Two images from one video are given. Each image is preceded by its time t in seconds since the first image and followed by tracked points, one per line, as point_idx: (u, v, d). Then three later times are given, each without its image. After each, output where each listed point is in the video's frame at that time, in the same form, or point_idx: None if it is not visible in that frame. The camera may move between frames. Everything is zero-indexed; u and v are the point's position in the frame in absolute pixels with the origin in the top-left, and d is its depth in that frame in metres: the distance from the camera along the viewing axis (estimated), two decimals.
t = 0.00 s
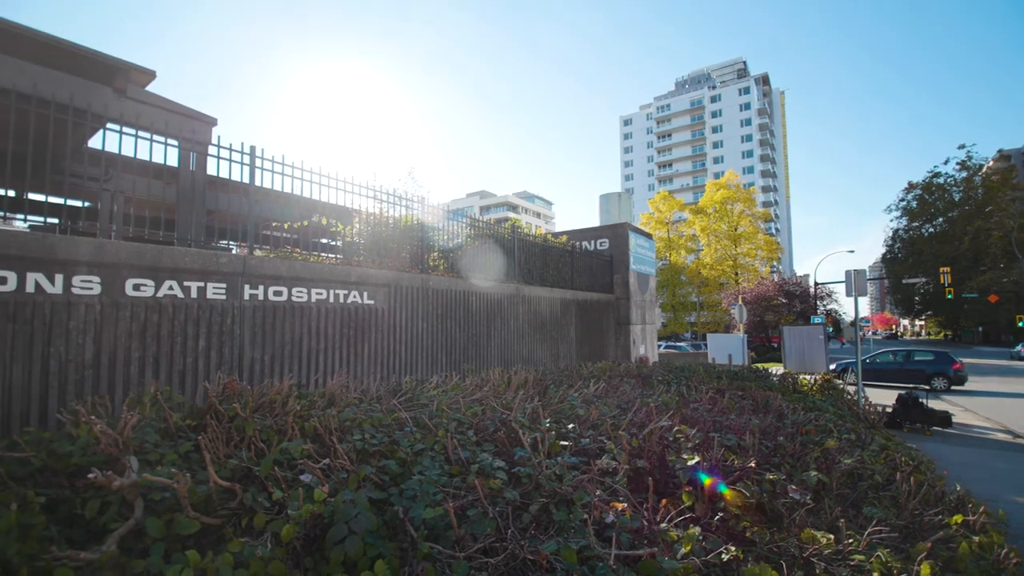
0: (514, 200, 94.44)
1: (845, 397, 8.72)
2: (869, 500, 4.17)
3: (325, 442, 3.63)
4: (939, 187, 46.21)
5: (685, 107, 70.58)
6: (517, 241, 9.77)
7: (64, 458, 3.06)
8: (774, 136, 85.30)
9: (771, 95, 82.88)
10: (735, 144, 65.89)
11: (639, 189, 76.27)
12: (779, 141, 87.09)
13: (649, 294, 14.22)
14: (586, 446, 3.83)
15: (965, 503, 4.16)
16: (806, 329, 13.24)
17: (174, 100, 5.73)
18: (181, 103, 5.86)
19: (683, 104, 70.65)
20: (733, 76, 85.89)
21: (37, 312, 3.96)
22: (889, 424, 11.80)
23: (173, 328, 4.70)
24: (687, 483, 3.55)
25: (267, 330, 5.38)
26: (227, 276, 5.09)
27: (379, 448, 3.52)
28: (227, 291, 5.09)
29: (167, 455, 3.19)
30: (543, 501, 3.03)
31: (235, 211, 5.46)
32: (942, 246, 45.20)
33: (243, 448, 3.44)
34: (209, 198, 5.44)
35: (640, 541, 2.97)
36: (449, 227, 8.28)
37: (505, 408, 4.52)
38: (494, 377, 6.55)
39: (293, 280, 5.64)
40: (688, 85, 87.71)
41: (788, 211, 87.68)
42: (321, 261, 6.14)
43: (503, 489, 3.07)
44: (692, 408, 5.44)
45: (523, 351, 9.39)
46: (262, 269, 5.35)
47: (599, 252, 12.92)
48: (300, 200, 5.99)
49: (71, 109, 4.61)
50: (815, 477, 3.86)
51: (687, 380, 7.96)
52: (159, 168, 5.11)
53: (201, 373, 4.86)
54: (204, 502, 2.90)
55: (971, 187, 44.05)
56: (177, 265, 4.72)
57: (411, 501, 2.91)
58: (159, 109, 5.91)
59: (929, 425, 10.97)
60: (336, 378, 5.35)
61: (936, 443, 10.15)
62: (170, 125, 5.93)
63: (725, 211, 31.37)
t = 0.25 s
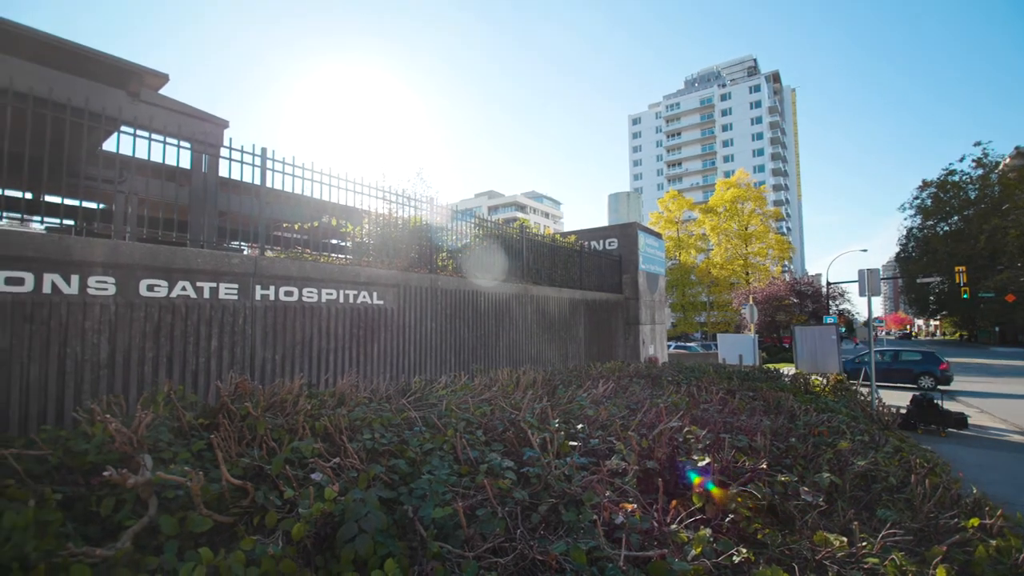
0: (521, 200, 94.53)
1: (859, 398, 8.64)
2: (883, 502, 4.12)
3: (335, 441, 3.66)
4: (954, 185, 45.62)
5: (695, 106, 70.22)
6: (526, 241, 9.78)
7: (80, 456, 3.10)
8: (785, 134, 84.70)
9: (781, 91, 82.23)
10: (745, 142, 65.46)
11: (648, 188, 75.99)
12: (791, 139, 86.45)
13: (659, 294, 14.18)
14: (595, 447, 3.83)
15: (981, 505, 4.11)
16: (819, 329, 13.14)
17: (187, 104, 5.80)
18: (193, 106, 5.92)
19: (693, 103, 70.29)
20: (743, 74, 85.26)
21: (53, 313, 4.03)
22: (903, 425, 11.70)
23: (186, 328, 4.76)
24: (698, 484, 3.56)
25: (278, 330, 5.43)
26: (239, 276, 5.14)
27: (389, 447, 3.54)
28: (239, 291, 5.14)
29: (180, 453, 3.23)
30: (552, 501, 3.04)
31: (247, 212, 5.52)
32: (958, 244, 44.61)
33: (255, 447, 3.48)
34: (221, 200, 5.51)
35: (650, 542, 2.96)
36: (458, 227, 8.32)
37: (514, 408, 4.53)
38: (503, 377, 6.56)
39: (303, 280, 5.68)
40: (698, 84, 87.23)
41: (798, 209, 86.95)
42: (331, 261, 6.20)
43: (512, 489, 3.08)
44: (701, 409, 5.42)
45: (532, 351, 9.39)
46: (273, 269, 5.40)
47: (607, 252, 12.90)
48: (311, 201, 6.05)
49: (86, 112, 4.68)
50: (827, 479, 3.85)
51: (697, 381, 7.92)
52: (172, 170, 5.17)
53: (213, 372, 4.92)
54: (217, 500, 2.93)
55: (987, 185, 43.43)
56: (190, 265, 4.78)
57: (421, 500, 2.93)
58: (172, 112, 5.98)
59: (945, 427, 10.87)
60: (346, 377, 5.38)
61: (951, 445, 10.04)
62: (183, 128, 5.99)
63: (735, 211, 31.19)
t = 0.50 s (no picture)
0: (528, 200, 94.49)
1: (871, 399, 8.57)
2: (897, 505, 4.07)
3: (345, 441, 3.68)
4: (969, 183, 45.03)
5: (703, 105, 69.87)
6: (534, 241, 9.80)
7: (94, 454, 3.15)
8: (796, 133, 84.05)
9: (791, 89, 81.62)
10: (754, 141, 65.04)
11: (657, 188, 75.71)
12: (802, 138, 85.76)
13: (668, 294, 14.14)
14: (604, 448, 3.83)
15: (996, 508, 4.06)
16: (830, 329, 13.04)
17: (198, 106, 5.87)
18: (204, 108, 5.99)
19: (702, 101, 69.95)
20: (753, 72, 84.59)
21: (68, 313, 4.09)
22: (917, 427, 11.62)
23: (198, 328, 4.81)
24: (708, 485, 3.56)
25: (288, 330, 5.47)
26: (250, 276, 5.19)
27: (398, 447, 3.56)
28: (250, 291, 5.19)
29: (192, 452, 3.27)
30: (561, 502, 3.05)
31: (257, 214, 5.58)
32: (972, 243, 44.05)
33: (265, 446, 3.51)
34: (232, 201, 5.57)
35: (659, 544, 2.97)
36: (465, 227, 8.35)
37: (522, 408, 4.54)
38: (511, 377, 6.57)
39: (313, 281, 5.72)
40: (707, 82, 86.77)
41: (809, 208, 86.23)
42: (340, 262, 6.26)
43: (520, 489, 3.09)
44: (711, 410, 5.40)
45: (540, 351, 9.40)
46: (284, 269, 5.44)
47: (616, 252, 12.89)
48: (320, 202, 6.10)
49: (100, 115, 4.75)
50: (839, 481, 3.82)
51: (706, 382, 7.89)
52: (184, 172, 5.23)
53: (224, 372, 4.97)
54: (228, 498, 2.96)
55: (1002, 183, 42.83)
56: (202, 266, 4.83)
57: (430, 499, 2.95)
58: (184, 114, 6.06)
59: (960, 429, 10.78)
60: (355, 377, 5.42)
61: (966, 447, 9.94)
62: (194, 130, 6.07)
63: (745, 210, 31.00)
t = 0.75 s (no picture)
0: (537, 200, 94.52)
1: (884, 400, 8.49)
2: (911, 507, 4.01)
3: (354, 440, 3.71)
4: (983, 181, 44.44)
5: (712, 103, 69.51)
6: (542, 241, 9.81)
7: (108, 452, 3.20)
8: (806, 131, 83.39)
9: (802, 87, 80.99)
10: (764, 140, 64.62)
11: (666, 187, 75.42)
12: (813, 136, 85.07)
13: (677, 294, 14.09)
14: (612, 448, 3.83)
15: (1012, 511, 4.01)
16: (842, 329, 12.94)
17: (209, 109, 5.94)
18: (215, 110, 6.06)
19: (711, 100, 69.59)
20: (763, 70, 83.97)
21: (83, 313, 4.15)
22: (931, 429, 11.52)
23: (209, 328, 4.87)
24: (717, 487, 3.56)
25: (299, 330, 5.52)
26: (261, 277, 5.24)
27: (406, 446, 3.58)
28: (261, 292, 5.24)
29: (204, 450, 3.31)
30: (569, 502, 3.05)
31: (267, 215, 5.63)
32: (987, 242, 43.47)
33: (276, 444, 3.55)
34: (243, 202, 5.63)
35: (669, 545, 2.98)
36: (473, 227, 8.38)
37: (530, 408, 4.55)
38: (519, 377, 6.59)
39: (322, 281, 5.77)
40: (716, 80, 86.15)
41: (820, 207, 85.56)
42: (349, 262, 6.30)
43: (529, 490, 3.11)
44: (721, 410, 5.38)
45: (548, 351, 9.41)
46: (294, 270, 5.49)
47: (624, 252, 12.87)
48: (330, 203, 6.15)
49: (113, 118, 4.80)
50: (852, 483, 3.79)
51: (716, 382, 7.85)
52: (195, 173, 5.29)
53: (236, 371, 5.03)
54: (239, 497, 3.00)
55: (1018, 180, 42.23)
56: (213, 266, 4.89)
57: (438, 499, 2.96)
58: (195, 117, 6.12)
59: (975, 430, 10.67)
60: (365, 377, 5.45)
61: (981, 449, 9.82)
62: (206, 132, 6.14)
63: (755, 209, 30.80)
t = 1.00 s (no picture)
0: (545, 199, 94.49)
1: (898, 402, 8.40)
2: (925, 510, 3.95)
3: (364, 439, 3.73)
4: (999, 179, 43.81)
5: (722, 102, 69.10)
6: (550, 241, 9.81)
7: (123, 450, 3.24)
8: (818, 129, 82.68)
9: (813, 85, 80.33)
10: (775, 138, 64.14)
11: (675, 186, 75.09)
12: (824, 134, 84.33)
13: (686, 294, 14.04)
14: (622, 449, 3.83)
15: None
16: (855, 330, 12.82)
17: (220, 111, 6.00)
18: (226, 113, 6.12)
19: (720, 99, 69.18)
20: (773, 67, 83.30)
21: (98, 313, 4.22)
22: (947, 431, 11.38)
23: (221, 327, 4.92)
24: (728, 489, 3.55)
25: (309, 330, 5.57)
26: (271, 277, 5.29)
27: (416, 446, 3.60)
28: (271, 292, 5.29)
29: (216, 449, 3.35)
30: (578, 503, 3.06)
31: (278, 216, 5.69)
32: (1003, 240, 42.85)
33: (287, 443, 3.58)
34: (254, 204, 5.69)
35: (679, 547, 2.97)
36: (481, 227, 8.41)
37: (539, 408, 4.56)
38: (528, 377, 6.59)
39: (332, 281, 5.81)
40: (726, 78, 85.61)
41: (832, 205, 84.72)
42: (359, 262, 6.35)
43: (538, 490, 3.11)
44: (731, 411, 5.35)
45: (557, 352, 9.41)
46: (304, 271, 5.53)
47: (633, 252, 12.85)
48: (339, 204, 6.20)
49: (127, 121, 4.87)
50: (865, 485, 3.73)
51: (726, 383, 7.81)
52: (207, 175, 5.35)
53: (247, 371, 5.08)
54: (251, 495, 3.03)
55: None
56: (225, 267, 4.94)
57: (447, 499, 2.98)
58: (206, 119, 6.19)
59: (992, 432, 10.53)
60: (374, 377, 5.48)
61: (998, 452, 9.69)
62: (217, 135, 6.22)
63: (766, 208, 30.57)
